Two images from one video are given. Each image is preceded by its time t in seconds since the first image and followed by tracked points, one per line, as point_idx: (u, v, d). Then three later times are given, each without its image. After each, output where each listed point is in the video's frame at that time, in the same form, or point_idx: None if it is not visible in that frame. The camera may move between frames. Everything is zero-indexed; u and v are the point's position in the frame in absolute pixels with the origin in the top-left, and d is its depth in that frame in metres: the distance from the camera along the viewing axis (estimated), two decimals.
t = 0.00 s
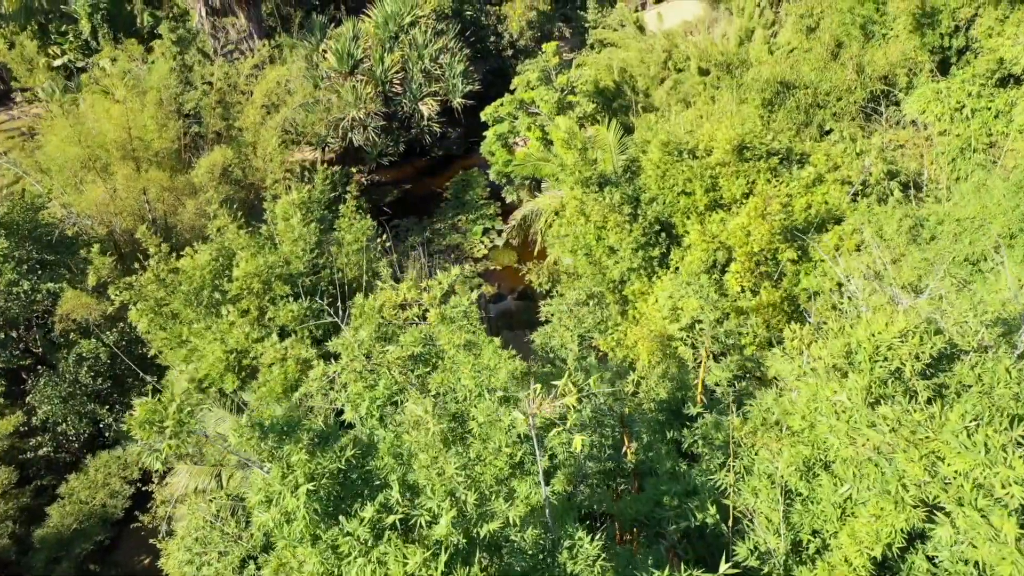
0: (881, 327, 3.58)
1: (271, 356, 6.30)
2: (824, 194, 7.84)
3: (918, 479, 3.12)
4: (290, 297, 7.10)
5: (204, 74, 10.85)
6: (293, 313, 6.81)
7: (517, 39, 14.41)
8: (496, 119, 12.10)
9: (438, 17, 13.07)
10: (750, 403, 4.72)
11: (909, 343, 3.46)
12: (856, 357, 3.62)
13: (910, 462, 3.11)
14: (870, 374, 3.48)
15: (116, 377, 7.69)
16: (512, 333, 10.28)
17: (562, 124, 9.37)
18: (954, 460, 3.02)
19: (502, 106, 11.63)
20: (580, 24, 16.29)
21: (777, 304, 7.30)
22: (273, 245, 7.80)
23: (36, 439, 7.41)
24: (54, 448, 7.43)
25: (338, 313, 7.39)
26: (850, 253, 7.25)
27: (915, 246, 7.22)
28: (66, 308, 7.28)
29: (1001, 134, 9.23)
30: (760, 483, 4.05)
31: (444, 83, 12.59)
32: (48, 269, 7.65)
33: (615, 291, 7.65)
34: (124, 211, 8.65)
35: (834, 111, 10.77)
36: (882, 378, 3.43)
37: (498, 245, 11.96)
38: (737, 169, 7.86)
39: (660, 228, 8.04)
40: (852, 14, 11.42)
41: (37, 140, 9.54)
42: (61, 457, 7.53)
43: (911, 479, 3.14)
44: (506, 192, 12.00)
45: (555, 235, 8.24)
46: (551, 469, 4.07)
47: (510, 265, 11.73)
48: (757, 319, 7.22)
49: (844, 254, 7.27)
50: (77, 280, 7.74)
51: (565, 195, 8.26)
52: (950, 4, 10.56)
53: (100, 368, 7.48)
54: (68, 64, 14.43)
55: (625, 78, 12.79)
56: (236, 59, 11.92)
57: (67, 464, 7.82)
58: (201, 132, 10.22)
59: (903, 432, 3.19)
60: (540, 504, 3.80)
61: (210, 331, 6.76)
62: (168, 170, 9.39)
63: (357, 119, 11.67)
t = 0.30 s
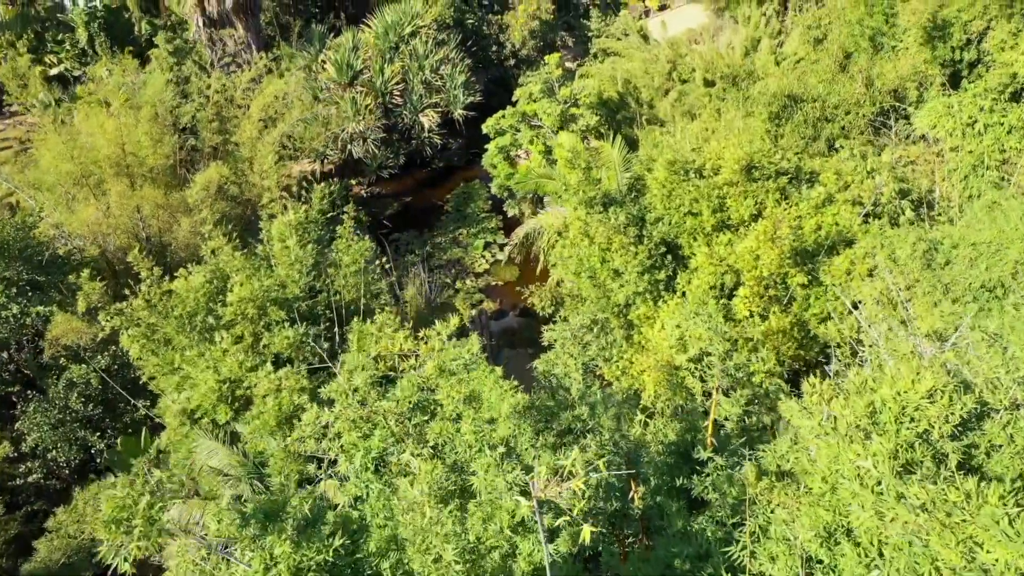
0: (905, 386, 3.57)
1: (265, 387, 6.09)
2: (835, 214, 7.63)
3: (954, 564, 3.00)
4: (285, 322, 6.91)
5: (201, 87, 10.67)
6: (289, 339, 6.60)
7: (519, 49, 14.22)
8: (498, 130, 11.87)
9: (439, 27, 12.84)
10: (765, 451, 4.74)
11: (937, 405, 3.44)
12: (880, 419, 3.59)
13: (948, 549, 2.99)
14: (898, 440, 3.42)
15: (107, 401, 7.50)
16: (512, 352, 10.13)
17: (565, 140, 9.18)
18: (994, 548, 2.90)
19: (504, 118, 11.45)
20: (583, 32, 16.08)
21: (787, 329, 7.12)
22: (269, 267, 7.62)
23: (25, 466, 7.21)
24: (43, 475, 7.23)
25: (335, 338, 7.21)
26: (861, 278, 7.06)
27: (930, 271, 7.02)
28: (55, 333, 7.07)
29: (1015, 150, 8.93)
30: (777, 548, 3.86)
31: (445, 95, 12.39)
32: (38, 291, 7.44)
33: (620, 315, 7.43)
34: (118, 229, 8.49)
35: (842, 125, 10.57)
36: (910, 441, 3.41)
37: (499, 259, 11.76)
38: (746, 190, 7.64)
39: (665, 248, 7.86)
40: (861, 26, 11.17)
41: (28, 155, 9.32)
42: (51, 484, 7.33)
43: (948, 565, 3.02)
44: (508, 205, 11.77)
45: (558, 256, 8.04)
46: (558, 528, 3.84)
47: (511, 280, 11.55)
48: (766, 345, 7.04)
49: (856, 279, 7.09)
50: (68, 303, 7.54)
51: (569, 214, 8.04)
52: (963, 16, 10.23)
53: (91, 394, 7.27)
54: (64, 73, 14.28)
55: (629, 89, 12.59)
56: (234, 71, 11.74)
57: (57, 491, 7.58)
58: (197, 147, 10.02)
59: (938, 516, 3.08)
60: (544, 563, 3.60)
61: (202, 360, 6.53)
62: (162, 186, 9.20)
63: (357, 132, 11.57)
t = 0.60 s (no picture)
0: (932, 444, 3.68)
1: (258, 417, 5.89)
2: (845, 234, 7.42)
3: None
4: (281, 346, 6.73)
5: (197, 98, 10.49)
6: (284, 364, 6.43)
7: (521, 58, 13.73)
8: (499, 141, 11.67)
9: (439, 37, 12.65)
10: (776, 496, 4.91)
11: (965, 466, 3.58)
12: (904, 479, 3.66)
13: None
14: (923, 503, 3.50)
15: (98, 423, 7.31)
16: (513, 371, 9.94)
17: (568, 155, 9.02)
18: None
19: (506, 129, 11.28)
20: (585, 40, 15.89)
21: (795, 354, 6.97)
22: (265, 287, 7.44)
23: (15, 491, 7.02)
24: (34, 500, 7.04)
25: (332, 361, 7.05)
26: (872, 302, 6.89)
27: (943, 295, 6.85)
28: (44, 356, 6.85)
29: None
30: None
31: (446, 105, 12.23)
32: (27, 312, 7.24)
33: (623, 339, 7.25)
34: (111, 245, 8.32)
35: (850, 138, 10.39)
36: (936, 505, 3.48)
37: (500, 273, 11.58)
38: (753, 210, 7.51)
39: (671, 268, 7.69)
40: (869, 37, 10.95)
41: (20, 169, 9.13)
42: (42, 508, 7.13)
43: None
44: (510, 218, 11.61)
45: (560, 275, 7.85)
46: None
47: (513, 295, 11.30)
48: (774, 370, 6.88)
49: (866, 304, 6.92)
50: (58, 324, 7.34)
51: (572, 232, 7.86)
52: (973, 28, 10.10)
53: (82, 418, 7.08)
54: (61, 81, 14.15)
55: (632, 99, 12.42)
56: (232, 81, 11.57)
57: (49, 516, 7.36)
58: (193, 160, 9.82)
59: None
60: None
61: (194, 387, 6.35)
62: (157, 202, 9.03)
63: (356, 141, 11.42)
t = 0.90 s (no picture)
0: (959, 510, 3.86)
1: (250, 450, 5.70)
2: (855, 255, 7.23)
3: None
4: (276, 372, 6.56)
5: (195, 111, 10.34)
6: (279, 391, 6.25)
7: (524, 67, 13.44)
8: (500, 152, 11.45)
9: (440, 46, 12.49)
10: (791, 545, 4.86)
11: (996, 536, 3.73)
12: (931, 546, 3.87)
13: None
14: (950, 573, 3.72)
15: (88, 448, 7.16)
16: (515, 389, 9.76)
17: (570, 171, 8.87)
18: None
19: (508, 141, 11.07)
20: (589, 49, 15.69)
21: (804, 380, 6.79)
22: (261, 309, 7.30)
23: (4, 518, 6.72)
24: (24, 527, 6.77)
25: (329, 386, 6.89)
26: (883, 327, 6.77)
27: (957, 321, 6.62)
28: (34, 380, 6.68)
29: None
30: None
31: (447, 116, 12.04)
32: (18, 333, 7.08)
33: (627, 363, 7.06)
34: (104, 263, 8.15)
35: (857, 151, 10.21)
36: None
37: (501, 286, 11.39)
38: (761, 230, 7.37)
39: (676, 289, 7.51)
40: (878, 48, 10.79)
41: (12, 184, 8.97)
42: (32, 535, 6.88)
43: None
44: (511, 231, 11.52)
45: (563, 296, 7.69)
46: None
47: (516, 309, 11.12)
48: (782, 397, 6.71)
49: (877, 329, 6.78)
50: (49, 346, 7.17)
51: (575, 252, 7.69)
52: (985, 41, 9.82)
53: (72, 443, 6.92)
54: (58, 89, 14.00)
55: (636, 110, 12.25)
56: (230, 92, 11.41)
57: (40, 541, 7.05)
58: (189, 173, 9.65)
59: None
60: None
61: (187, 414, 6.18)
62: (151, 218, 8.85)
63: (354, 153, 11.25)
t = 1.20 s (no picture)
0: None
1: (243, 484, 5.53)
2: (865, 276, 7.02)
3: None
4: (271, 399, 6.39)
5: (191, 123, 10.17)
6: (274, 419, 6.08)
7: (527, 76, 13.25)
8: (502, 164, 11.29)
9: (441, 56, 12.32)
10: None
11: None
12: None
13: None
14: None
15: (79, 472, 6.95)
16: (517, 407, 9.60)
17: (572, 186, 8.68)
18: None
19: (509, 153, 10.89)
20: (591, 57, 15.50)
21: (813, 408, 6.59)
22: (257, 331, 7.13)
23: None
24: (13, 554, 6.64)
25: (326, 411, 6.72)
26: (895, 353, 6.59)
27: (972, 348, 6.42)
28: (23, 406, 6.49)
29: None
30: None
31: (448, 126, 11.86)
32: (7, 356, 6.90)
33: (632, 389, 6.88)
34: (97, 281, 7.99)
35: (866, 165, 10.02)
36: None
37: (503, 300, 11.23)
38: (769, 250, 7.18)
39: (682, 310, 7.33)
40: (886, 60, 10.62)
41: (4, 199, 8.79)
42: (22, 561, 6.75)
43: None
44: (512, 245, 11.36)
45: (566, 317, 7.51)
46: None
47: (518, 325, 10.92)
48: (792, 425, 6.51)
49: (889, 355, 6.60)
50: (39, 368, 6.99)
51: (578, 272, 7.51)
52: (996, 53, 9.75)
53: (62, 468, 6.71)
54: (54, 96, 13.86)
55: (640, 121, 12.07)
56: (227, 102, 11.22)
57: (31, 568, 6.92)
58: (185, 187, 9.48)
59: None
60: None
61: (179, 443, 6.01)
62: (146, 233, 8.74)
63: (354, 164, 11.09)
